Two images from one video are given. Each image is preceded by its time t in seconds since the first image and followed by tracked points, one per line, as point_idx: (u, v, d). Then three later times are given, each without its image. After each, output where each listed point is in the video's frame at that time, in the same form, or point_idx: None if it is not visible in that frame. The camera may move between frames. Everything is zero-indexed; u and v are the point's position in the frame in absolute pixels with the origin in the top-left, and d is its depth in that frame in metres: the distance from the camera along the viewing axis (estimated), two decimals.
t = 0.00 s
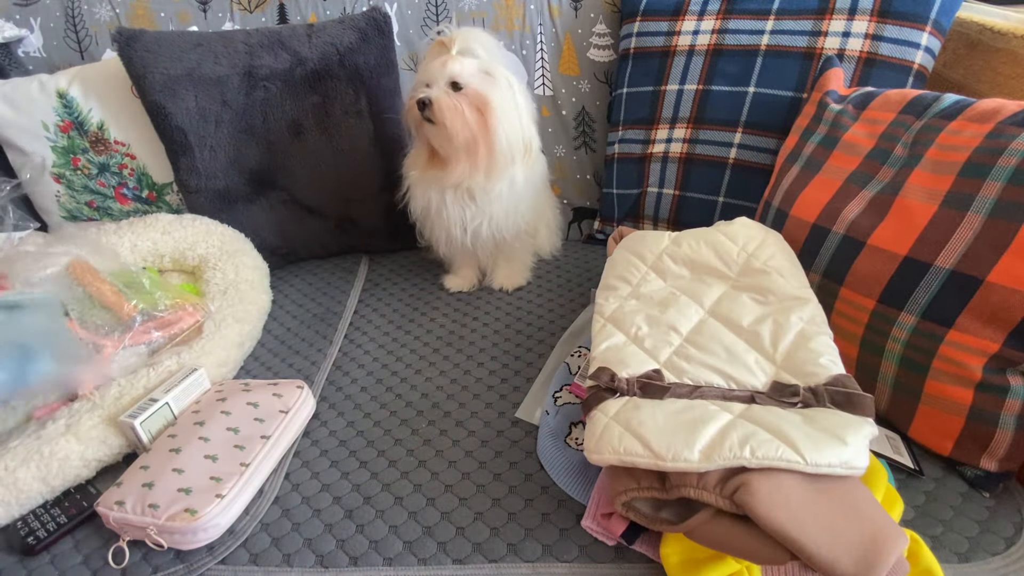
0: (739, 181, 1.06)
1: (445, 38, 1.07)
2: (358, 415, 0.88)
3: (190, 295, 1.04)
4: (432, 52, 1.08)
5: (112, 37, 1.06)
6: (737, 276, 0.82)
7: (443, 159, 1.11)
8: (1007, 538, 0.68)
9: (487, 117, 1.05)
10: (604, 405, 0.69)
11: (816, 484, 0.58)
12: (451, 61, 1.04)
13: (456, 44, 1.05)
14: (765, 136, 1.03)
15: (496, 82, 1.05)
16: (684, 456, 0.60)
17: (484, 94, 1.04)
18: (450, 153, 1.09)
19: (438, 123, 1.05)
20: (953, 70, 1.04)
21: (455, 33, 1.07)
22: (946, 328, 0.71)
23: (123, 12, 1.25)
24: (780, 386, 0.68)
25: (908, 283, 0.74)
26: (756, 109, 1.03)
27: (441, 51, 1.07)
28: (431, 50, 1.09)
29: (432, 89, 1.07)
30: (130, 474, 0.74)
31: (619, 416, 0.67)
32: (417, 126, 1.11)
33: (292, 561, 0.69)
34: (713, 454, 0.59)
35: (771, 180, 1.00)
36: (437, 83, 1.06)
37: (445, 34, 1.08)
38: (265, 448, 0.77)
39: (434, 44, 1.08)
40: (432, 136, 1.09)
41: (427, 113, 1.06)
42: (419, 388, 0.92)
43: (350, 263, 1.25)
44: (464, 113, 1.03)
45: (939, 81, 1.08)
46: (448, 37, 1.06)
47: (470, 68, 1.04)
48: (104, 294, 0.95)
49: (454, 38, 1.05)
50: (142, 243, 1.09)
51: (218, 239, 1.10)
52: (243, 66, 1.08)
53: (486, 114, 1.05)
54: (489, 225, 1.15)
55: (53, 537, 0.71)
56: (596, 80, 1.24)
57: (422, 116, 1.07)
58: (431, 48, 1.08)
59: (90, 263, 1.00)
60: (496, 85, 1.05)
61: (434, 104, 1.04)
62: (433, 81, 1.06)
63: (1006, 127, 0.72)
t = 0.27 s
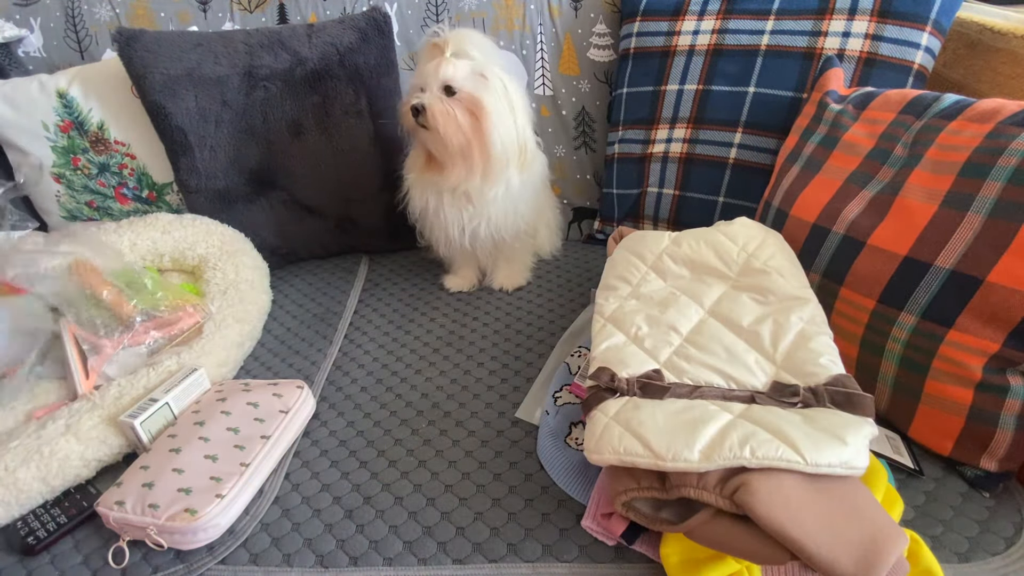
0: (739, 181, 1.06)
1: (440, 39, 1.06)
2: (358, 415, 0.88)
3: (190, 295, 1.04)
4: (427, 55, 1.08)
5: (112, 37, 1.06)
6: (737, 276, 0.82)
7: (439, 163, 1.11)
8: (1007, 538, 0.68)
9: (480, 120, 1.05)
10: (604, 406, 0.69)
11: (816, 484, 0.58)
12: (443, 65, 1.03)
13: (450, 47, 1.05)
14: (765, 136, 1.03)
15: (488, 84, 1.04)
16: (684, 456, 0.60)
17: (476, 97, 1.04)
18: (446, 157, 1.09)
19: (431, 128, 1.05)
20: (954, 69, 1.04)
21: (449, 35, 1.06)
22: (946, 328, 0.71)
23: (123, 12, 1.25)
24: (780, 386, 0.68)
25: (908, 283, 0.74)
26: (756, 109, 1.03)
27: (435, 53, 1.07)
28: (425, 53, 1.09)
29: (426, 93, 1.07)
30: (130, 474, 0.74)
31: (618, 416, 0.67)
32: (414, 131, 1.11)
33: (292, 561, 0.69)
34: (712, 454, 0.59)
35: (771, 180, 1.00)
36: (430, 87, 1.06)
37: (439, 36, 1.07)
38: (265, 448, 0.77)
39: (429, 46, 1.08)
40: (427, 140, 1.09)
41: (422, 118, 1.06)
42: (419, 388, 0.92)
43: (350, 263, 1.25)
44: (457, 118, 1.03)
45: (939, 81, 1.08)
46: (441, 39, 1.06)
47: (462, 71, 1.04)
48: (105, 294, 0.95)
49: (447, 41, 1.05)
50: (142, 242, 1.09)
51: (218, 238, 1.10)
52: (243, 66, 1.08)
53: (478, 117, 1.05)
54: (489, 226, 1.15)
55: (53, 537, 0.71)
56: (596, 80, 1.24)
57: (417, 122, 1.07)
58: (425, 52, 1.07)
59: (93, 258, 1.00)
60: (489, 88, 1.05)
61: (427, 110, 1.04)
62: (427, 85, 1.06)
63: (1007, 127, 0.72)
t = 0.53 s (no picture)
0: (739, 181, 1.06)
1: (433, 41, 1.06)
2: (359, 415, 0.88)
3: (190, 295, 1.04)
4: (422, 57, 1.08)
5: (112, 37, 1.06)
6: (737, 276, 0.82)
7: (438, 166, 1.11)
8: (1007, 538, 0.68)
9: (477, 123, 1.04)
10: (604, 406, 0.69)
11: (816, 484, 0.58)
12: (438, 68, 1.03)
13: (445, 49, 1.04)
14: (766, 136, 1.03)
15: (483, 85, 1.03)
16: (684, 457, 0.60)
17: (472, 100, 1.03)
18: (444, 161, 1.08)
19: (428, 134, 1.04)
20: (954, 70, 1.04)
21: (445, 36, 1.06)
22: (946, 328, 0.71)
23: (123, 12, 1.25)
24: (780, 385, 0.68)
25: (909, 283, 0.74)
26: (756, 109, 1.03)
27: (430, 55, 1.07)
28: (420, 55, 1.09)
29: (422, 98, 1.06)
30: (130, 474, 0.74)
31: (618, 417, 0.67)
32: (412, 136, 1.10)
33: (291, 562, 0.69)
34: (712, 455, 0.59)
35: (771, 180, 1.00)
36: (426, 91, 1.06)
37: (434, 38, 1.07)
38: (265, 448, 0.77)
39: (424, 47, 1.07)
40: (425, 145, 1.09)
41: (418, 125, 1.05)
42: (419, 388, 0.92)
43: (350, 263, 1.26)
44: (453, 123, 1.03)
45: (939, 82, 1.08)
46: (435, 41, 1.06)
47: (457, 74, 1.03)
48: (105, 295, 0.95)
49: (442, 43, 1.04)
50: (142, 242, 1.09)
51: (218, 239, 1.10)
52: (243, 66, 1.08)
53: (475, 120, 1.04)
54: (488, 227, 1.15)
55: (52, 537, 0.71)
56: (596, 80, 1.24)
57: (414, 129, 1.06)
58: (421, 54, 1.07)
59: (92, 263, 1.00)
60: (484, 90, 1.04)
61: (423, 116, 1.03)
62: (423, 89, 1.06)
63: (1007, 127, 0.72)
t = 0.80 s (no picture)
0: (739, 181, 1.06)
1: (434, 43, 1.06)
2: (359, 415, 0.88)
3: (190, 295, 1.04)
4: (421, 57, 1.07)
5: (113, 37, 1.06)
6: (737, 276, 0.82)
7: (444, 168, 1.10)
8: (1007, 538, 0.68)
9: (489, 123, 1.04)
10: (604, 406, 0.69)
11: (816, 484, 0.58)
12: (447, 71, 1.01)
13: (448, 49, 1.04)
14: (766, 136, 1.03)
15: (493, 85, 1.04)
16: (683, 457, 0.60)
17: (484, 100, 1.03)
18: (454, 164, 1.07)
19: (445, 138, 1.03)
20: (954, 70, 1.04)
21: (444, 37, 1.06)
22: (946, 328, 0.71)
23: (123, 12, 1.25)
24: (779, 385, 0.68)
25: (909, 283, 0.74)
26: (756, 109, 1.03)
27: (430, 56, 1.06)
28: (419, 55, 1.08)
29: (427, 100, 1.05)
30: (129, 474, 0.74)
31: (619, 417, 0.67)
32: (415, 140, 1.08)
33: (291, 561, 0.69)
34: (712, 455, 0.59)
35: (771, 180, 1.00)
36: (432, 92, 1.04)
37: (434, 39, 1.07)
38: (265, 449, 0.77)
39: (423, 48, 1.06)
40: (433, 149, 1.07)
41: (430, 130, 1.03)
42: (419, 389, 0.92)
43: (350, 263, 1.26)
44: (472, 125, 1.02)
45: (939, 82, 1.08)
46: (436, 42, 1.05)
47: (466, 75, 1.03)
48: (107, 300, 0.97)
49: (444, 44, 1.04)
50: (142, 242, 1.09)
51: (218, 239, 1.10)
52: (243, 66, 1.08)
53: (489, 120, 1.04)
54: (489, 226, 1.15)
55: (53, 537, 0.71)
56: (596, 80, 1.24)
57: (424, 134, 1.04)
58: (420, 54, 1.07)
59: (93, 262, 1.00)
60: (494, 88, 1.05)
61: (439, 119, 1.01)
62: (428, 92, 1.04)
63: (1007, 127, 0.72)
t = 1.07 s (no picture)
0: (739, 181, 1.06)
1: (435, 42, 1.06)
2: (359, 415, 0.88)
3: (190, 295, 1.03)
4: (422, 56, 1.07)
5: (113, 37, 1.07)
6: (737, 277, 0.82)
7: (446, 164, 1.13)
8: (1007, 538, 0.68)
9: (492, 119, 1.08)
10: (604, 406, 0.69)
11: (816, 484, 0.58)
12: (451, 69, 1.04)
13: (451, 48, 1.04)
14: (766, 136, 1.03)
15: (495, 83, 1.07)
16: (684, 457, 0.60)
17: (487, 98, 1.07)
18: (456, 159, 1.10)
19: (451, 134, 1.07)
20: (954, 70, 1.05)
21: (446, 36, 1.06)
22: (946, 328, 0.71)
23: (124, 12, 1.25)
24: (779, 385, 0.68)
25: (909, 283, 0.74)
26: (756, 109, 1.03)
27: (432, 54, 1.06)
28: (420, 55, 1.08)
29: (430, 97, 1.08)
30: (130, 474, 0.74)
31: (618, 417, 0.67)
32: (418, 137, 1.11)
33: (291, 562, 0.69)
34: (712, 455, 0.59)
35: (771, 180, 1.00)
36: (435, 90, 1.07)
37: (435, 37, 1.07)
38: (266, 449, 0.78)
39: (425, 47, 1.07)
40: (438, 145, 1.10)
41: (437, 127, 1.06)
42: (419, 389, 0.92)
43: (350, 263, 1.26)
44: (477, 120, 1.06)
45: (939, 82, 1.08)
46: (438, 41, 1.05)
47: (469, 73, 1.05)
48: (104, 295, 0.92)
49: (446, 41, 1.04)
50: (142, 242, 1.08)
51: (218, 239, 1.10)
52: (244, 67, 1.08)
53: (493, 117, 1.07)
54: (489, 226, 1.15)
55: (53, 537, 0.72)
56: (596, 80, 1.24)
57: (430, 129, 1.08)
58: (421, 52, 1.07)
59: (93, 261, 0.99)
60: (496, 86, 1.08)
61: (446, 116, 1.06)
62: (430, 90, 1.07)
63: (1007, 127, 0.72)
